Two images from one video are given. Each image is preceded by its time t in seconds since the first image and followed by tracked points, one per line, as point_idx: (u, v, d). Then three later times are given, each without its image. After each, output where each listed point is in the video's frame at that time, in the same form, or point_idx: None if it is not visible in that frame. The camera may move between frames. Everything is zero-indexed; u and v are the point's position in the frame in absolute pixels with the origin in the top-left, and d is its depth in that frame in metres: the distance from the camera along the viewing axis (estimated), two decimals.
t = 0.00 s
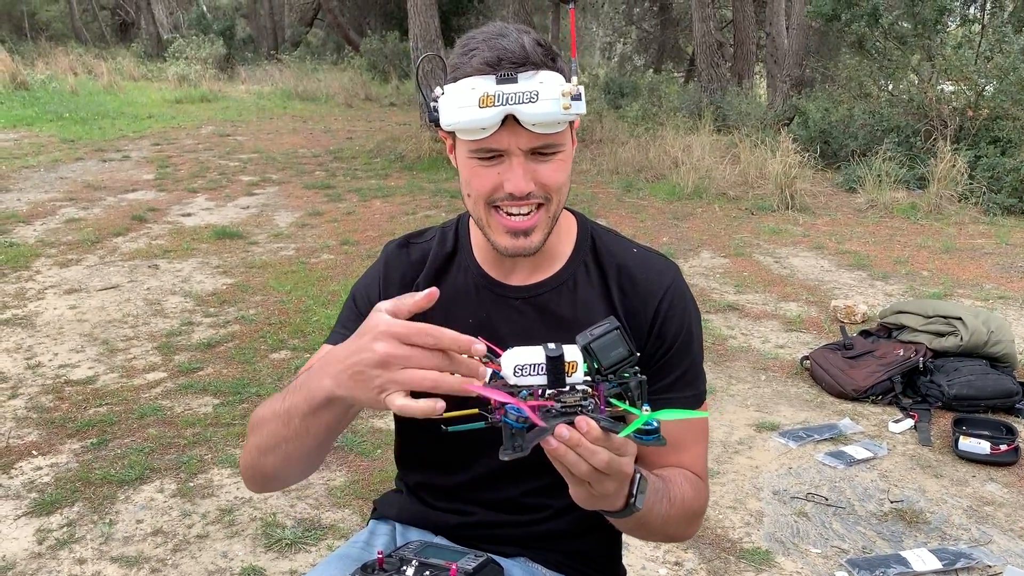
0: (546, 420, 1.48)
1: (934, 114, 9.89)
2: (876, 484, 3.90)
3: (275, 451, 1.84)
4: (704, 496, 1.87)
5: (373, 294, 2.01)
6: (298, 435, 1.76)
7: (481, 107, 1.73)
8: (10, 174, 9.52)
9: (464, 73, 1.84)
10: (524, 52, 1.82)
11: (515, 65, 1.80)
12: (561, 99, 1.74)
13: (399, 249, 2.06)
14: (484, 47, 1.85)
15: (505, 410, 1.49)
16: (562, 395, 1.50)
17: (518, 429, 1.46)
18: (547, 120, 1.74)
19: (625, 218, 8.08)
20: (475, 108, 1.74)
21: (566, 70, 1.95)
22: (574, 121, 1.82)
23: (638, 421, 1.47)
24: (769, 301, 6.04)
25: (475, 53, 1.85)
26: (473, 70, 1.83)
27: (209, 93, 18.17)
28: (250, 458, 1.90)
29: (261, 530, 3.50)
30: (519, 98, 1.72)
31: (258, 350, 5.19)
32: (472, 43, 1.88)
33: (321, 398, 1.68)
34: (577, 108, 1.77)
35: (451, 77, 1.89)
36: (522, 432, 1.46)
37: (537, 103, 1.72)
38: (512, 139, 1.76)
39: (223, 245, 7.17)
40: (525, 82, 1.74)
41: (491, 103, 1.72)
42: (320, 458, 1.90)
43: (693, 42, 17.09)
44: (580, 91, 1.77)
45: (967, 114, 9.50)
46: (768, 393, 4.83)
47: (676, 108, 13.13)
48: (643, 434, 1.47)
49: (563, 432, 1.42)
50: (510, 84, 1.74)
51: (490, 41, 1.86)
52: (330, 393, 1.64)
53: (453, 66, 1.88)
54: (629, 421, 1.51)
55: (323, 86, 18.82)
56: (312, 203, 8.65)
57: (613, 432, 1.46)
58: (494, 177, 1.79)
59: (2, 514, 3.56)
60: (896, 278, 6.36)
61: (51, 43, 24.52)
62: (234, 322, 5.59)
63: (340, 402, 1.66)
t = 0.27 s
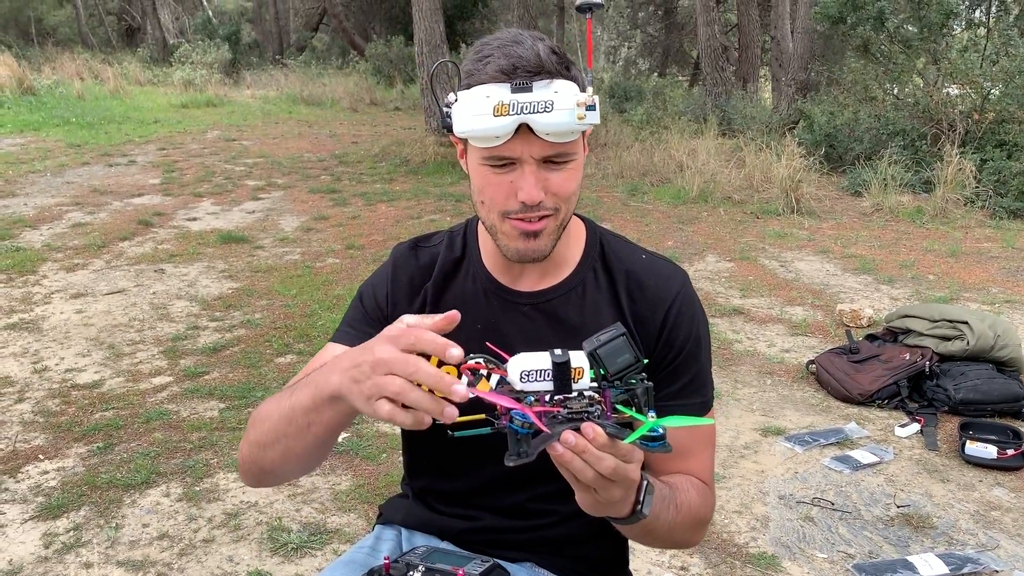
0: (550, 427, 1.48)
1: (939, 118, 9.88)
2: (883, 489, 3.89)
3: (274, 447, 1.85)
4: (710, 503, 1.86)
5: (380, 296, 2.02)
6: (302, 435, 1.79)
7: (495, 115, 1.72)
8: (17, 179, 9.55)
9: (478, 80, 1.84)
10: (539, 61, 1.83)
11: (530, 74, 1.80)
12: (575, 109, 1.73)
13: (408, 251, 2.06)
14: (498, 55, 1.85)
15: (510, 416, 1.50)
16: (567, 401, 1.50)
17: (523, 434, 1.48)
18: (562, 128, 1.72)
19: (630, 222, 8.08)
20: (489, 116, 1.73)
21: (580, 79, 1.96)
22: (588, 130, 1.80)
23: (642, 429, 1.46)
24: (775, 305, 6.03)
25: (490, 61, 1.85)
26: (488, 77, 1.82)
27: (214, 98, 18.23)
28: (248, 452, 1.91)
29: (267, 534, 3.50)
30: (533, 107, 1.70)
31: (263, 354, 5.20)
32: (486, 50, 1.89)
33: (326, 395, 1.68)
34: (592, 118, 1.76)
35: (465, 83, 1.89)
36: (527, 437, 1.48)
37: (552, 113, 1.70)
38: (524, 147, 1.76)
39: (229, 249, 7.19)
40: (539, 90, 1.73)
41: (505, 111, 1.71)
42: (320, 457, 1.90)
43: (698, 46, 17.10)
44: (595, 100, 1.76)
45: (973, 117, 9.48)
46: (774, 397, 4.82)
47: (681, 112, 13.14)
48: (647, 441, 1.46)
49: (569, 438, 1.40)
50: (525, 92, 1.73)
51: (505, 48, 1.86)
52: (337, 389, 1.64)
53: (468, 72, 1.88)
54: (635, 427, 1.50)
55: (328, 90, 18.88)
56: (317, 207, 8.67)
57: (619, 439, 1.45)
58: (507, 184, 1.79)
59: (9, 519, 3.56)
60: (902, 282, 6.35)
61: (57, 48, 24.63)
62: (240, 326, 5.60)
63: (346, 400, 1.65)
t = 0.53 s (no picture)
0: (560, 433, 1.49)
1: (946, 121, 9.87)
2: (889, 494, 3.88)
3: (278, 453, 1.85)
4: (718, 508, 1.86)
5: (388, 299, 2.02)
6: (305, 440, 1.79)
7: (506, 121, 1.72)
8: (24, 182, 9.59)
9: (490, 85, 1.84)
10: (551, 67, 1.82)
11: (540, 80, 1.80)
12: (586, 115, 1.74)
13: (417, 255, 2.07)
14: (510, 60, 1.85)
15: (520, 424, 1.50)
16: (577, 407, 1.52)
17: (533, 442, 1.47)
18: (572, 135, 1.73)
19: (635, 226, 8.08)
20: (499, 121, 1.73)
21: (591, 86, 1.95)
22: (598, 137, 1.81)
23: (654, 436, 1.47)
24: (781, 309, 6.02)
25: (502, 66, 1.85)
26: (499, 82, 1.83)
27: (220, 102, 18.28)
28: (255, 459, 1.92)
29: (272, 537, 3.50)
30: (544, 113, 1.72)
31: (269, 358, 5.20)
32: (498, 55, 1.89)
33: (325, 400, 1.68)
34: (602, 125, 1.77)
35: (477, 87, 1.90)
36: (537, 445, 1.47)
37: (563, 119, 1.72)
38: (534, 152, 1.76)
39: (234, 252, 7.21)
40: (550, 97, 1.74)
41: (516, 117, 1.72)
42: (324, 462, 1.89)
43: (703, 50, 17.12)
44: (605, 108, 1.77)
45: (980, 121, 9.46)
46: (780, 401, 4.81)
47: (686, 116, 13.15)
48: (659, 450, 1.47)
49: (579, 445, 1.39)
50: (536, 99, 1.74)
51: (517, 54, 1.87)
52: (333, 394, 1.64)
53: (479, 77, 1.89)
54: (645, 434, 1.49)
55: (334, 94, 18.93)
56: (322, 211, 8.69)
57: (629, 447, 1.45)
58: (516, 189, 1.79)
59: (16, 521, 3.57)
60: (908, 286, 6.34)
61: (64, 52, 24.74)
62: (246, 329, 5.61)
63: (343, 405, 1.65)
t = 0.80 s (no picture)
0: (567, 432, 1.49)
1: (952, 124, 9.84)
2: (895, 497, 3.87)
3: (293, 454, 1.85)
4: (724, 510, 1.85)
5: (395, 301, 2.02)
6: (321, 440, 1.79)
7: (511, 115, 1.72)
8: (29, 183, 9.61)
9: (496, 81, 1.84)
10: (556, 63, 1.83)
11: (546, 76, 1.81)
12: (591, 110, 1.73)
13: (422, 257, 2.06)
14: (516, 57, 1.85)
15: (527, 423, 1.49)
16: (584, 407, 1.50)
17: (538, 442, 1.47)
18: (577, 129, 1.72)
19: (640, 228, 8.08)
20: (505, 115, 1.73)
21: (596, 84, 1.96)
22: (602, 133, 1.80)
23: (660, 437, 1.46)
24: (786, 312, 6.02)
25: (508, 63, 1.86)
26: (505, 78, 1.83)
27: (225, 103, 18.32)
28: (267, 458, 1.92)
29: (277, 539, 3.50)
30: (550, 107, 1.71)
31: (274, 359, 5.21)
32: (505, 53, 1.89)
33: (345, 399, 1.69)
34: (607, 119, 1.76)
35: (483, 84, 1.89)
36: (543, 443, 1.47)
37: (567, 114, 1.71)
38: (538, 148, 1.76)
39: (239, 254, 7.22)
40: (555, 91, 1.74)
41: (521, 111, 1.72)
42: (337, 463, 1.89)
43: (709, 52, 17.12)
44: (610, 103, 1.77)
45: (986, 124, 9.43)
46: (785, 404, 4.81)
47: (691, 119, 13.14)
48: (663, 451, 1.46)
49: (585, 443, 1.40)
50: (541, 93, 1.74)
51: (523, 50, 1.87)
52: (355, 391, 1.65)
53: (485, 74, 1.89)
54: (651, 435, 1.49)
55: (339, 96, 18.96)
56: (327, 212, 8.70)
57: (635, 447, 1.45)
58: (521, 187, 1.78)
59: (22, 521, 3.57)
60: (914, 289, 6.33)
61: (70, 53, 24.82)
62: (251, 331, 5.61)
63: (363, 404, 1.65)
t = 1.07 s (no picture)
0: (559, 426, 1.48)
1: (955, 125, 9.83)
2: (897, 498, 3.86)
3: (305, 454, 1.85)
4: (723, 509, 1.84)
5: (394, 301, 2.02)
6: (336, 440, 1.79)
7: (506, 108, 1.73)
8: (33, 183, 9.62)
9: (491, 77, 1.84)
10: (552, 58, 1.83)
11: (541, 69, 1.81)
12: (586, 102, 1.74)
13: (422, 257, 2.06)
14: (512, 53, 1.85)
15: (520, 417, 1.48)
16: (576, 401, 1.50)
17: (532, 434, 1.45)
18: (572, 121, 1.73)
19: (643, 228, 8.08)
20: (500, 109, 1.74)
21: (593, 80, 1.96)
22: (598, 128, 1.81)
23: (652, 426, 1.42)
24: (789, 313, 6.01)
25: (503, 58, 1.85)
26: (501, 73, 1.83)
27: (228, 103, 18.34)
28: (277, 457, 1.91)
29: (278, 538, 3.50)
30: (545, 99, 1.72)
31: (277, 359, 5.21)
32: (500, 50, 1.89)
33: (363, 400, 1.70)
34: (603, 113, 1.77)
35: (479, 82, 1.89)
36: (537, 437, 1.45)
37: (562, 106, 1.72)
38: (535, 142, 1.77)
39: (242, 253, 7.22)
40: (550, 84, 1.75)
41: (516, 104, 1.73)
42: (350, 461, 1.89)
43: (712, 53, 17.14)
44: (605, 96, 1.77)
45: (989, 126, 9.42)
46: (788, 405, 4.80)
47: (694, 119, 13.15)
48: (656, 441, 1.42)
49: (578, 437, 1.39)
50: (536, 86, 1.74)
51: (519, 47, 1.87)
52: (376, 393, 1.64)
53: (481, 70, 1.89)
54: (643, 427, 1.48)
55: (341, 96, 18.98)
56: (329, 212, 8.70)
57: (627, 439, 1.44)
58: (518, 181, 1.79)
59: (25, 520, 3.57)
60: (917, 290, 6.32)
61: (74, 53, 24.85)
62: (253, 330, 5.62)
63: (385, 405, 1.65)
